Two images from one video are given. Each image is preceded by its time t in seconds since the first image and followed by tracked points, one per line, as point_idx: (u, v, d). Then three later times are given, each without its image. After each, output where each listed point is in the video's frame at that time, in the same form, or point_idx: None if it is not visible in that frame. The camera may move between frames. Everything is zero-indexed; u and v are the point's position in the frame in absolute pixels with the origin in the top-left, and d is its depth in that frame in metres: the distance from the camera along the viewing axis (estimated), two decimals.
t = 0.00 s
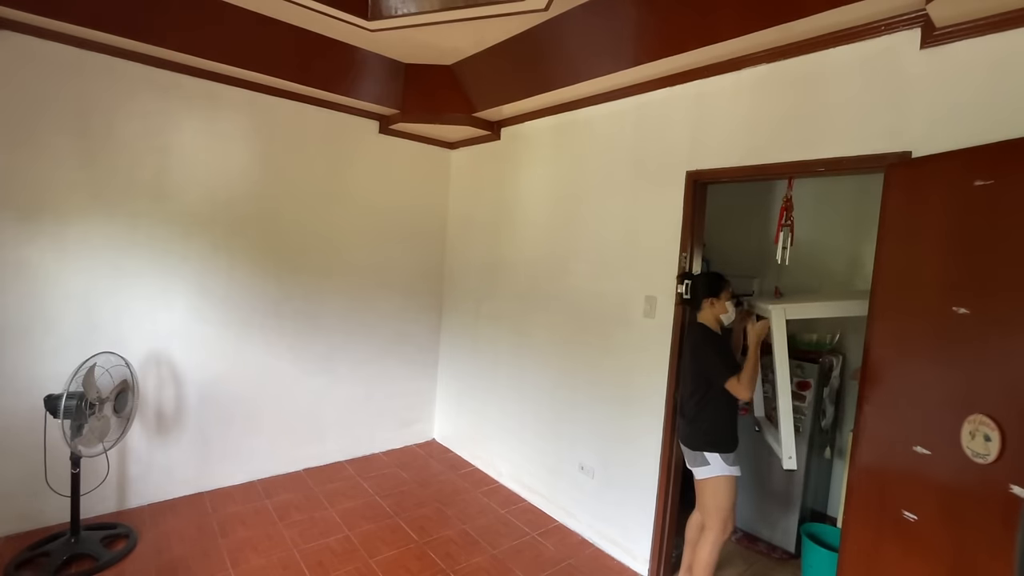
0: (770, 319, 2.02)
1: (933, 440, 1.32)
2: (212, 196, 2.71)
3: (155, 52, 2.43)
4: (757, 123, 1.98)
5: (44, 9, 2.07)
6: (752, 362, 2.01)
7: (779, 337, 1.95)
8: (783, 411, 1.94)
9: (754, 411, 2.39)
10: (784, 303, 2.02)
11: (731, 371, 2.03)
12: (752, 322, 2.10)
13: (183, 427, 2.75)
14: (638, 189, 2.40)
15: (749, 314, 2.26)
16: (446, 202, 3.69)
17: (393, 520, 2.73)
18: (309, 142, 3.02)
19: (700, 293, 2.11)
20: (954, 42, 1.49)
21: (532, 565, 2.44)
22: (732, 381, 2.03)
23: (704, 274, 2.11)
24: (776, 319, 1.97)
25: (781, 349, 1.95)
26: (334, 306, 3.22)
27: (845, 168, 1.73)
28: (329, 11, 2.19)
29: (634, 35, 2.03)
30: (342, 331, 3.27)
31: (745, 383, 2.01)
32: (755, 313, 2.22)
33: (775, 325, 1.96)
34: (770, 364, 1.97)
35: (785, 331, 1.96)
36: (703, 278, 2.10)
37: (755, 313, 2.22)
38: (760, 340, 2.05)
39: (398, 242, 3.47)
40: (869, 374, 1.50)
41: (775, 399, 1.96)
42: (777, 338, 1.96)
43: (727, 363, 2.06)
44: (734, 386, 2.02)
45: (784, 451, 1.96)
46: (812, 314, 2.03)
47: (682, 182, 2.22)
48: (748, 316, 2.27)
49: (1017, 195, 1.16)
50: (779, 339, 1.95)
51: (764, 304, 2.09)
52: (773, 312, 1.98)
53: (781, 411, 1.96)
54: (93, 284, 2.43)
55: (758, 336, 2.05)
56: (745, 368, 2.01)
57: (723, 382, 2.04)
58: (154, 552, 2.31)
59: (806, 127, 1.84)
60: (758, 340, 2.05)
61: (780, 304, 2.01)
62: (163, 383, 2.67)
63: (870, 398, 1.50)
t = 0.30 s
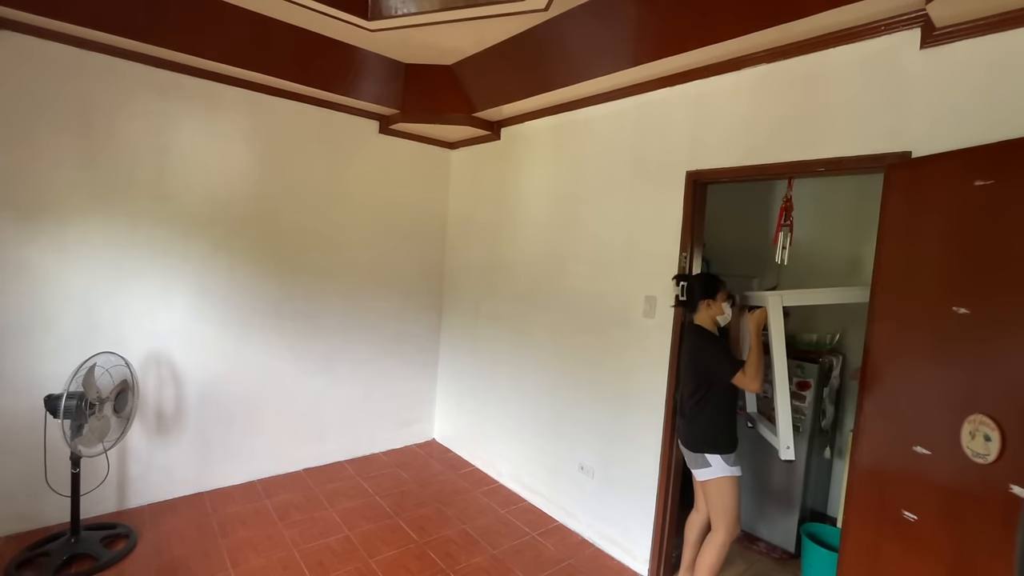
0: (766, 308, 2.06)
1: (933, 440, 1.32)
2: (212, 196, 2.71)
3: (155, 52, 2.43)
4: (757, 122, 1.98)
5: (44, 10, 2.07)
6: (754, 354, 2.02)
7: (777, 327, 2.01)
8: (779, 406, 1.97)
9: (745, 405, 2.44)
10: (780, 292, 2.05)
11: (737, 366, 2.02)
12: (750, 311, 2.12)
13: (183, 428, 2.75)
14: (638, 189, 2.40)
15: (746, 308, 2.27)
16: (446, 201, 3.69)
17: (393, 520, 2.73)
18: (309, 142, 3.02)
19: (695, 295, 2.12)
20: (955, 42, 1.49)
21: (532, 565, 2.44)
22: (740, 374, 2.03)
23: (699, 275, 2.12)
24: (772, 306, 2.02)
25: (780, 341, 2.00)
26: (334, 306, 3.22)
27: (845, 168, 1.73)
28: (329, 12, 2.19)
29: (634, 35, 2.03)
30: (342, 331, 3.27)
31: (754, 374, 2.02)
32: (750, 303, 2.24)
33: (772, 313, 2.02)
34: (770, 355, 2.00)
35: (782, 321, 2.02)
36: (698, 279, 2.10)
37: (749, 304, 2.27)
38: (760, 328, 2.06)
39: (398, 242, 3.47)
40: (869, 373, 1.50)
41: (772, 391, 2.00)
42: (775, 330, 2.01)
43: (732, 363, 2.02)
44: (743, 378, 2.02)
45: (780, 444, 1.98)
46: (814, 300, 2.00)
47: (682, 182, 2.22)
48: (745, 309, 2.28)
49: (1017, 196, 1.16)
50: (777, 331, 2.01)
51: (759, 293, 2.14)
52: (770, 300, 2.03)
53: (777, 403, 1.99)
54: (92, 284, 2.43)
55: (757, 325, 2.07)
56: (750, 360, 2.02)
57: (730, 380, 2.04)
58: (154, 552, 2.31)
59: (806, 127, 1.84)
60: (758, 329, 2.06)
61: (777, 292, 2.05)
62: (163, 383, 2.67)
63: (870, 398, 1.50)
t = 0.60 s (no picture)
0: (772, 303, 1.99)
1: (933, 440, 1.32)
2: (212, 196, 2.71)
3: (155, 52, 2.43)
4: (757, 122, 1.98)
5: (45, 10, 2.07)
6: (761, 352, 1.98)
7: (784, 326, 1.94)
8: (783, 406, 1.95)
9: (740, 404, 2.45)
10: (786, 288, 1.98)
11: (743, 366, 1.99)
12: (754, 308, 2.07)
13: (183, 428, 2.75)
14: (637, 189, 2.40)
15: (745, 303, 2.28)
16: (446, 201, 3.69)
17: (393, 520, 2.73)
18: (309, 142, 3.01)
19: (696, 296, 2.09)
20: (955, 42, 1.49)
21: (532, 565, 2.44)
22: (747, 373, 2.00)
23: (699, 276, 2.09)
24: (780, 303, 1.95)
25: (786, 340, 1.94)
26: (334, 306, 3.22)
27: (845, 168, 1.73)
28: (329, 12, 2.19)
29: (634, 35, 2.03)
30: (342, 331, 3.27)
31: (762, 373, 1.97)
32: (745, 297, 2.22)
33: (780, 310, 1.95)
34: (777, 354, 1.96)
35: (789, 317, 1.94)
36: (698, 280, 2.07)
37: (747, 299, 2.23)
38: (764, 326, 2.02)
39: (398, 243, 3.47)
40: (869, 373, 1.50)
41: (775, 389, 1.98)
42: (782, 329, 1.94)
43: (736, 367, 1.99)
44: (751, 377, 1.98)
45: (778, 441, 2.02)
46: (813, 297, 2.01)
47: (682, 182, 2.22)
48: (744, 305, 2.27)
49: (1017, 196, 1.16)
50: (783, 330, 1.94)
51: (761, 289, 2.09)
52: (777, 297, 1.95)
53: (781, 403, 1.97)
54: (93, 284, 2.43)
55: (762, 322, 2.02)
56: (757, 359, 1.98)
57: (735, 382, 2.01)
58: (154, 552, 2.31)
59: (805, 127, 1.84)
60: (764, 327, 2.02)
61: (783, 288, 1.98)
62: (163, 383, 2.67)
63: (870, 398, 1.50)
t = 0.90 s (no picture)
0: (769, 302, 1.96)
1: (933, 440, 1.32)
2: (212, 196, 2.71)
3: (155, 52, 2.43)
4: (757, 122, 1.98)
5: (44, 9, 2.07)
6: (768, 354, 1.88)
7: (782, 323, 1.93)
8: (780, 407, 1.94)
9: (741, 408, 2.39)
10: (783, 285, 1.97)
11: (751, 368, 1.89)
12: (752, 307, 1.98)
13: (183, 428, 2.75)
14: (637, 189, 2.40)
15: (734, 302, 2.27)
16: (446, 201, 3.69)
17: (393, 520, 2.73)
18: (308, 142, 3.01)
19: (700, 297, 2.03)
20: (955, 42, 1.49)
21: (532, 565, 2.44)
22: (756, 376, 1.90)
23: (701, 275, 2.04)
24: (777, 300, 1.93)
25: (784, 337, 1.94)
26: (334, 306, 3.22)
27: (845, 168, 1.73)
28: (329, 11, 2.19)
29: (634, 35, 2.03)
30: (342, 331, 3.27)
31: (772, 374, 1.88)
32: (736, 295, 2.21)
33: (777, 308, 1.94)
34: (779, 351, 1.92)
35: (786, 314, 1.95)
36: (700, 281, 2.03)
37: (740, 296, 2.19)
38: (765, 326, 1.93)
39: (398, 244, 3.47)
40: (869, 374, 1.50)
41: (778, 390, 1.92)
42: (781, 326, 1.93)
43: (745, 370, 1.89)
44: (761, 379, 1.89)
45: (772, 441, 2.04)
46: (809, 295, 1.98)
47: (682, 182, 2.22)
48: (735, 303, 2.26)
49: (1017, 196, 1.16)
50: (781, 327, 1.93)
51: (756, 287, 2.04)
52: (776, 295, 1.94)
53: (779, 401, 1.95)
54: (93, 284, 2.43)
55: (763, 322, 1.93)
56: (766, 361, 1.88)
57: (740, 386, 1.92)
58: (154, 552, 2.31)
59: (805, 127, 1.84)
60: (764, 325, 1.92)
61: (779, 285, 1.97)
62: (163, 383, 2.67)
63: (870, 398, 1.49)
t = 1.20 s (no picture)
0: (758, 298, 1.94)
1: (933, 440, 1.32)
2: (212, 196, 2.71)
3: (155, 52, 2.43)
4: (757, 122, 1.98)
5: (44, 10, 2.07)
6: (761, 350, 1.87)
7: (772, 319, 1.91)
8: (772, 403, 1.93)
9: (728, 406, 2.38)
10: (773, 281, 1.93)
11: (748, 367, 1.86)
12: (741, 303, 1.97)
13: (183, 428, 2.75)
14: (637, 189, 2.40)
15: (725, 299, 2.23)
16: (446, 201, 3.69)
17: (393, 520, 2.73)
18: (308, 142, 3.01)
19: (691, 297, 1.96)
20: (955, 42, 1.49)
21: (532, 565, 2.44)
22: (752, 374, 1.88)
23: (691, 275, 1.97)
24: (767, 296, 1.91)
25: (775, 334, 1.92)
26: (334, 306, 3.22)
27: (845, 168, 1.73)
28: (329, 12, 2.19)
29: (634, 35, 2.03)
30: (342, 331, 3.27)
31: (767, 370, 1.87)
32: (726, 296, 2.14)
33: (767, 304, 1.91)
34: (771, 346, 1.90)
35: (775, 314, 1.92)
36: (690, 280, 1.96)
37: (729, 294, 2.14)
38: (754, 321, 1.93)
39: (398, 244, 3.47)
40: (869, 373, 1.50)
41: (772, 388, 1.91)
42: (770, 322, 1.91)
43: (739, 370, 1.86)
44: (757, 376, 1.87)
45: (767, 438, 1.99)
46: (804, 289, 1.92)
47: (682, 182, 2.22)
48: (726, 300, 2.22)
49: (1017, 196, 1.16)
50: (772, 323, 1.91)
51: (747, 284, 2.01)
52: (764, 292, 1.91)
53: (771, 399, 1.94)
54: (93, 284, 2.43)
55: (753, 316, 1.93)
56: (760, 357, 1.87)
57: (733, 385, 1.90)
58: (154, 552, 2.31)
59: (805, 127, 1.84)
60: (753, 322, 1.92)
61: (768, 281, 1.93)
62: (163, 383, 2.67)
63: (870, 398, 1.49)
